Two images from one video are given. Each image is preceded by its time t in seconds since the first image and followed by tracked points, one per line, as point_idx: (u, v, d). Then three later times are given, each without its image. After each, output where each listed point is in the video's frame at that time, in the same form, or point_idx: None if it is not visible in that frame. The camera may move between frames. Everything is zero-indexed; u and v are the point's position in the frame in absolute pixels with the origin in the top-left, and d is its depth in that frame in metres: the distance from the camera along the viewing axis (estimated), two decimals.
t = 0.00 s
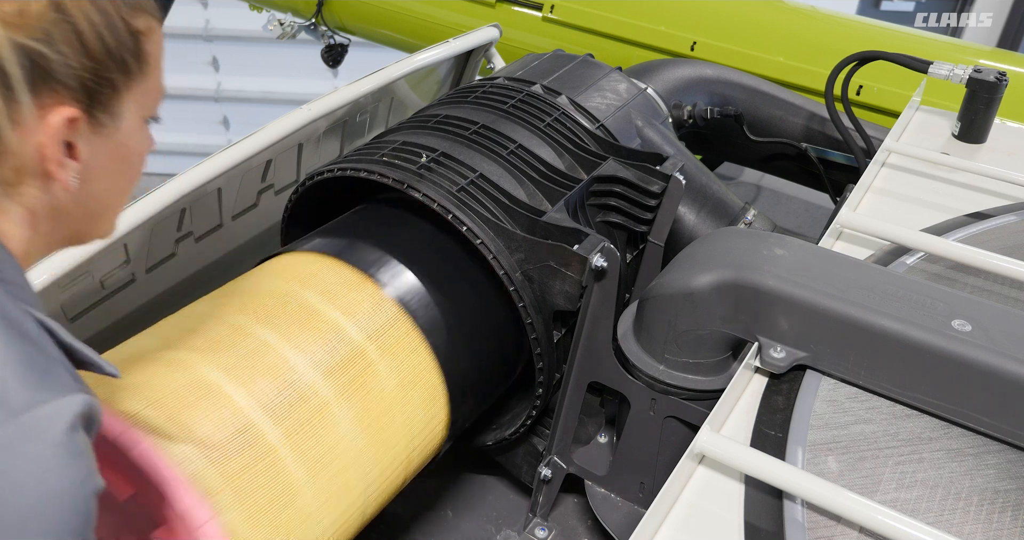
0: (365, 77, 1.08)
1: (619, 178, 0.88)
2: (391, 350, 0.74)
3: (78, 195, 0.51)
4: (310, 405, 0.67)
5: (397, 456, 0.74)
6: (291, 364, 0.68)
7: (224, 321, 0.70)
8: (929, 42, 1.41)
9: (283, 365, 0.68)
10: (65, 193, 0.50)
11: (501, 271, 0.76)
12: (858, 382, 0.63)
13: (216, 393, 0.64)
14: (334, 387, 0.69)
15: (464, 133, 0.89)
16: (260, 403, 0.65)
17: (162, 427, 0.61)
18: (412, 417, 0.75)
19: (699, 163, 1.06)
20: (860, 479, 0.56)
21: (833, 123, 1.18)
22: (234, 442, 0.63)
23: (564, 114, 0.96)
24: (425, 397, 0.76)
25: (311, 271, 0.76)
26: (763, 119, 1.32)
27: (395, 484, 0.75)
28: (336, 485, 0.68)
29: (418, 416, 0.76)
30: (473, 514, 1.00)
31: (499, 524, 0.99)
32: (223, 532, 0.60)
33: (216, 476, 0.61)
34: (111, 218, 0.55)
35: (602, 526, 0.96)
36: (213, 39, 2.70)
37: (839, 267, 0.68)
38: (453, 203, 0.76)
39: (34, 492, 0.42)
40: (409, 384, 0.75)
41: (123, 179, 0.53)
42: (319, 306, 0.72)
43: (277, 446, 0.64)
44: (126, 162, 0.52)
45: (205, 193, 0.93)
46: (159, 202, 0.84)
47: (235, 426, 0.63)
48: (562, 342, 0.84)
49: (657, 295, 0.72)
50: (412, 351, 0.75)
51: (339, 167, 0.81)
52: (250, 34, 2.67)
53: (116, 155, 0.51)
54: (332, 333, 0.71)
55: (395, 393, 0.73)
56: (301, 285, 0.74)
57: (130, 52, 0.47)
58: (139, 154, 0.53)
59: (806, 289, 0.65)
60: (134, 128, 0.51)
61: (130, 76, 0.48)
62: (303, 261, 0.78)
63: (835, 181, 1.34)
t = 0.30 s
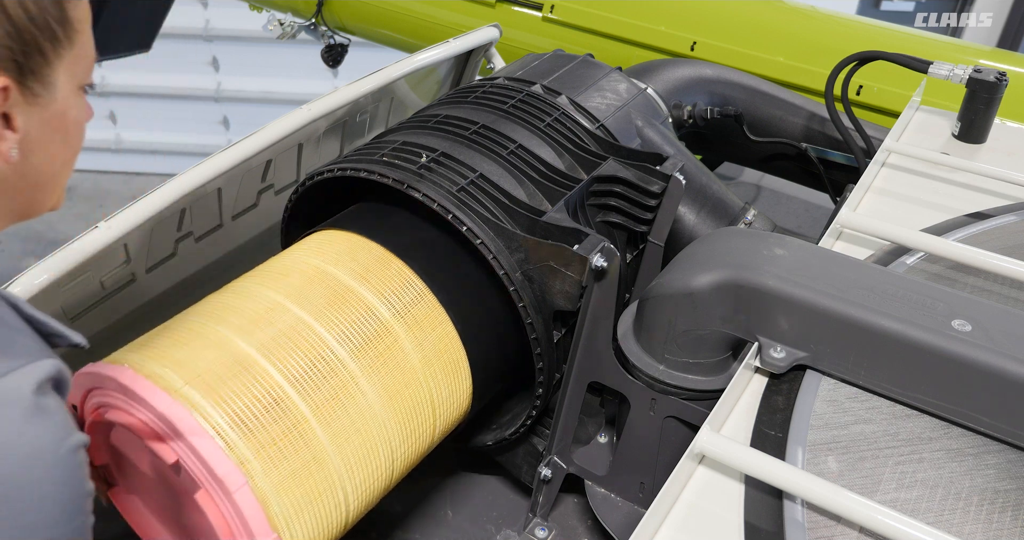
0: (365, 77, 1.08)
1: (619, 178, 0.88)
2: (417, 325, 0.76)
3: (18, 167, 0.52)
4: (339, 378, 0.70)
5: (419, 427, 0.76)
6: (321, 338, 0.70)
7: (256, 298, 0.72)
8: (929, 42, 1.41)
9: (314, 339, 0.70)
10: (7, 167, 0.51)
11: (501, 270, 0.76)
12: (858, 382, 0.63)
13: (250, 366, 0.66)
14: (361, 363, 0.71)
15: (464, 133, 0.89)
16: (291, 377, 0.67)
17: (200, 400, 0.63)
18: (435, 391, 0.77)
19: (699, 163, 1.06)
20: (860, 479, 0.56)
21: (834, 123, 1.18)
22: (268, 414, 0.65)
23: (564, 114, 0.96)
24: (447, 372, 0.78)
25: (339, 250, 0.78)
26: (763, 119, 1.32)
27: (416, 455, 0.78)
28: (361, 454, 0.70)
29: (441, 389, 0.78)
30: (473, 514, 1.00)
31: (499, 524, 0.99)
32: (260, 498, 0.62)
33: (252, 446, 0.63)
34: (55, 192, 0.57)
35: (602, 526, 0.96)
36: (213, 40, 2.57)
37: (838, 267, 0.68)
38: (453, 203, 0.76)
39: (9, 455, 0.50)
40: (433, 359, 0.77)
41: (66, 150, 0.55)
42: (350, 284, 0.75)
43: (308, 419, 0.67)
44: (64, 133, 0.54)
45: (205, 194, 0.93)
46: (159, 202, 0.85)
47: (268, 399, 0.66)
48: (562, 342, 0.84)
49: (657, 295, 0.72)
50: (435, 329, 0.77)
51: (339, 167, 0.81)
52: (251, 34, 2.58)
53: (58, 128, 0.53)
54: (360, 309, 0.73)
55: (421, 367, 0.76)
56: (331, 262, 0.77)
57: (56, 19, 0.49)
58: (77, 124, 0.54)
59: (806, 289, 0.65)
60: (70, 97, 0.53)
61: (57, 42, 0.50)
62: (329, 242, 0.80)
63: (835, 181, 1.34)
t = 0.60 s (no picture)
0: (365, 77, 1.08)
1: (618, 178, 0.88)
2: (454, 289, 0.77)
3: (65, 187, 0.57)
4: (385, 337, 0.71)
5: (462, 387, 0.77)
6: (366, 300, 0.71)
7: (299, 264, 0.73)
8: (929, 42, 1.41)
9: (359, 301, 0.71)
10: (54, 188, 0.56)
11: (501, 271, 0.76)
12: (858, 382, 0.63)
13: (299, 326, 0.67)
14: (402, 320, 0.72)
15: (464, 133, 0.89)
16: (339, 335, 0.68)
17: (252, 356, 0.64)
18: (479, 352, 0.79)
19: (699, 163, 1.06)
20: (860, 479, 0.56)
21: (833, 123, 1.18)
22: (316, 367, 0.66)
23: (564, 114, 0.96)
24: (487, 333, 0.80)
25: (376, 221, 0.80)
26: (763, 119, 1.32)
27: (460, 415, 0.79)
28: (410, 410, 0.71)
29: (482, 348, 0.79)
30: (473, 513, 1.00)
31: (499, 523, 0.99)
32: (313, 446, 0.63)
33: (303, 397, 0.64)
34: (95, 211, 0.62)
35: (602, 526, 0.96)
36: (213, 40, 2.64)
37: (838, 267, 0.68)
38: (453, 203, 0.76)
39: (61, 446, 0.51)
40: (472, 322, 0.78)
41: (110, 172, 0.60)
42: (390, 251, 0.76)
43: (354, 371, 0.68)
44: (108, 156, 0.59)
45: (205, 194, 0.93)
46: (160, 202, 0.85)
47: (317, 356, 0.66)
48: (562, 342, 0.84)
49: (657, 295, 0.72)
50: (472, 292, 0.79)
51: (339, 167, 0.81)
52: (251, 34, 2.62)
53: (103, 150, 0.58)
54: (403, 272, 0.75)
55: (460, 327, 0.77)
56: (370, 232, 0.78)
57: (106, 50, 0.54)
58: (121, 148, 0.60)
59: (806, 289, 0.65)
60: (114, 122, 0.58)
61: (107, 73, 0.55)
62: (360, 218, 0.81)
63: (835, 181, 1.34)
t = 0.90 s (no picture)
0: (365, 77, 1.08)
1: (618, 178, 0.88)
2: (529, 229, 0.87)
3: (107, 189, 0.55)
4: (480, 263, 0.81)
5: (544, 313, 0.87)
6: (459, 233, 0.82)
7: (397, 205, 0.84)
8: (929, 42, 1.41)
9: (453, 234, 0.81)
10: (92, 194, 0.54)
11: (501, 270, 0.76)
12: (857, 382, 0.63)
13: (407, 250, 0.78)
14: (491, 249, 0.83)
15: (464, 133, 0.89)
16: (442, 260, 0.79)
17: (370, 274, 0.75)
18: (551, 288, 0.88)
19: (699, 163, 1.06)
20: (860, 479, 0.56)
21: (833, 123, 1.18)
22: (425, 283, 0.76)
23: (564, 114, 0.96)
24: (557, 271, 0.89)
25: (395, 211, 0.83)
26: (763, 119, 1.32)
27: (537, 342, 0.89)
28: (498, 329, 0.81)
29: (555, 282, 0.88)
30: (473, 513, 1.00)
31: (499, 523, 0.99)
32: (427, 348, 0.73)
33: (416, 307, 0.74)
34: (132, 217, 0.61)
35: (602, 526, 0.96)
36: (213, 40, 2.63)
37: (838, 267, 0.68)
38: (453, 203, 0.76)
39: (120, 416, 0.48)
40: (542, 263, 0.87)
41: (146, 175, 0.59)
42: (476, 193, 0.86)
43: (455, 289, 0.78)
44: (145, 161, 0.57)
45: (205, 194, 0.93)
46: (160, 202, 0.85)
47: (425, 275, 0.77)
48: (562, 342, 0.84)
49: (657, 295, 0.72)
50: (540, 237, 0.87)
51: (339, 167, 0.81)
52: (250, 34, 2.62)
53: (140, 154, 0.56)
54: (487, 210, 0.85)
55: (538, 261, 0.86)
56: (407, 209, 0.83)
57: (139, 51, 0.52)
58: (155, 152, 0.58)
59: (806, 289, 0.65)
60: (149, 126, 0.56)
61: (142, 77, 0.53)
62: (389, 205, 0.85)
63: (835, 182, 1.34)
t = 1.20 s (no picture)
0: (365, 77, 1.08)
1: (618, 178, 0.88)
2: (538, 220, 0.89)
3: (187, 215, 0.57)
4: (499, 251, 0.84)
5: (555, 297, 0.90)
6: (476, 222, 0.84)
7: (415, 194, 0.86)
8: (929, 42, 1.41)
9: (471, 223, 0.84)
10: (176, 214, 0.55)
11: (501, 270, 0.76)
12: (857, 382, 0.63)
13: (430, 239, 0.81)
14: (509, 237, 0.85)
15: (464, 133, 0.89)
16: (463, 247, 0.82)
17: (398, 262, 0.78)
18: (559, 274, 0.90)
19: (699, 163, 1.06)
20: (860, 479, 0.56)
21: (833, 123, 1.18)
22: (450, 272, 0.79)
23: (564, 114, 0.96)
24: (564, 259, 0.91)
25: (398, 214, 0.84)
26: (763, 119, 1.32)
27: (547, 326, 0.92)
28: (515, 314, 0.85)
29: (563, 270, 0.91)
30: (473, 513, 1.00)
31: (499, 524, 0.99)
32: (453, 335, 0.77)
33: (442, 294, 0.78)
34: (189, 254, 0.61)
35: (602, 526, 0.96)
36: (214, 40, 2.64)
37: (839, 267, 0.68)
38: (453, 203, 0.76)
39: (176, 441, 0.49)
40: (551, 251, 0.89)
41: (221, 214, 0.60)
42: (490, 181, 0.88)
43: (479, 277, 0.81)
44: (227, 199, 0.59)
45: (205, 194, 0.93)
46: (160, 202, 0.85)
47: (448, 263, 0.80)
48: (562, 342, 0.84)
49: (658, 294, 0.72)
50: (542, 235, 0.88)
51: (339, 167, 0.82)
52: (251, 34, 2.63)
53: (228, 191, 0.58)
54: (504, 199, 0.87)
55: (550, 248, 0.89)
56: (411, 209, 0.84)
57: (258, 103, 0.55)
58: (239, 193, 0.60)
59: (806, 289, 0.65)
60: (241, 169, 0.58)
61: (256, 123, 0.56)
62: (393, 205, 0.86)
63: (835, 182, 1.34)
